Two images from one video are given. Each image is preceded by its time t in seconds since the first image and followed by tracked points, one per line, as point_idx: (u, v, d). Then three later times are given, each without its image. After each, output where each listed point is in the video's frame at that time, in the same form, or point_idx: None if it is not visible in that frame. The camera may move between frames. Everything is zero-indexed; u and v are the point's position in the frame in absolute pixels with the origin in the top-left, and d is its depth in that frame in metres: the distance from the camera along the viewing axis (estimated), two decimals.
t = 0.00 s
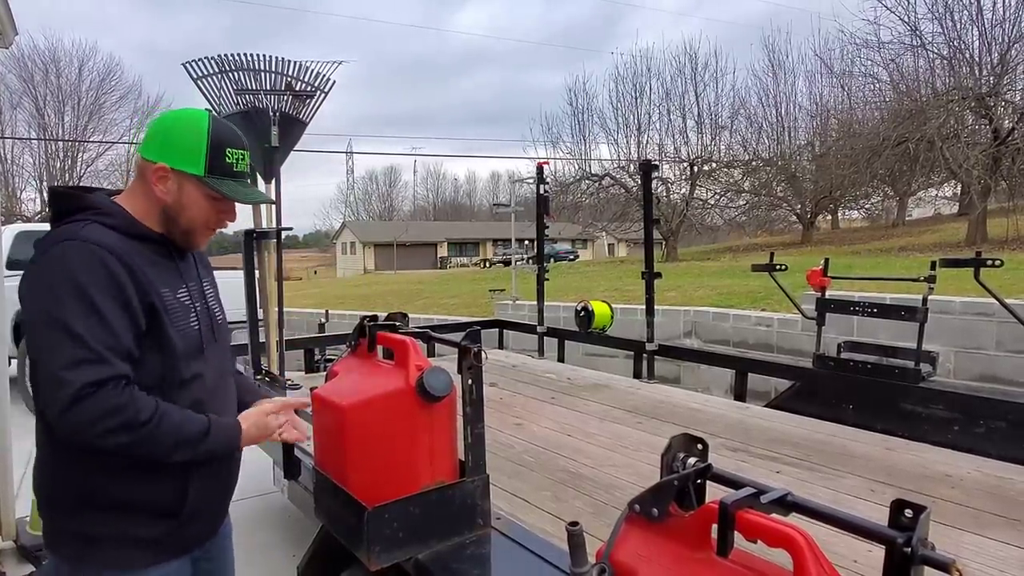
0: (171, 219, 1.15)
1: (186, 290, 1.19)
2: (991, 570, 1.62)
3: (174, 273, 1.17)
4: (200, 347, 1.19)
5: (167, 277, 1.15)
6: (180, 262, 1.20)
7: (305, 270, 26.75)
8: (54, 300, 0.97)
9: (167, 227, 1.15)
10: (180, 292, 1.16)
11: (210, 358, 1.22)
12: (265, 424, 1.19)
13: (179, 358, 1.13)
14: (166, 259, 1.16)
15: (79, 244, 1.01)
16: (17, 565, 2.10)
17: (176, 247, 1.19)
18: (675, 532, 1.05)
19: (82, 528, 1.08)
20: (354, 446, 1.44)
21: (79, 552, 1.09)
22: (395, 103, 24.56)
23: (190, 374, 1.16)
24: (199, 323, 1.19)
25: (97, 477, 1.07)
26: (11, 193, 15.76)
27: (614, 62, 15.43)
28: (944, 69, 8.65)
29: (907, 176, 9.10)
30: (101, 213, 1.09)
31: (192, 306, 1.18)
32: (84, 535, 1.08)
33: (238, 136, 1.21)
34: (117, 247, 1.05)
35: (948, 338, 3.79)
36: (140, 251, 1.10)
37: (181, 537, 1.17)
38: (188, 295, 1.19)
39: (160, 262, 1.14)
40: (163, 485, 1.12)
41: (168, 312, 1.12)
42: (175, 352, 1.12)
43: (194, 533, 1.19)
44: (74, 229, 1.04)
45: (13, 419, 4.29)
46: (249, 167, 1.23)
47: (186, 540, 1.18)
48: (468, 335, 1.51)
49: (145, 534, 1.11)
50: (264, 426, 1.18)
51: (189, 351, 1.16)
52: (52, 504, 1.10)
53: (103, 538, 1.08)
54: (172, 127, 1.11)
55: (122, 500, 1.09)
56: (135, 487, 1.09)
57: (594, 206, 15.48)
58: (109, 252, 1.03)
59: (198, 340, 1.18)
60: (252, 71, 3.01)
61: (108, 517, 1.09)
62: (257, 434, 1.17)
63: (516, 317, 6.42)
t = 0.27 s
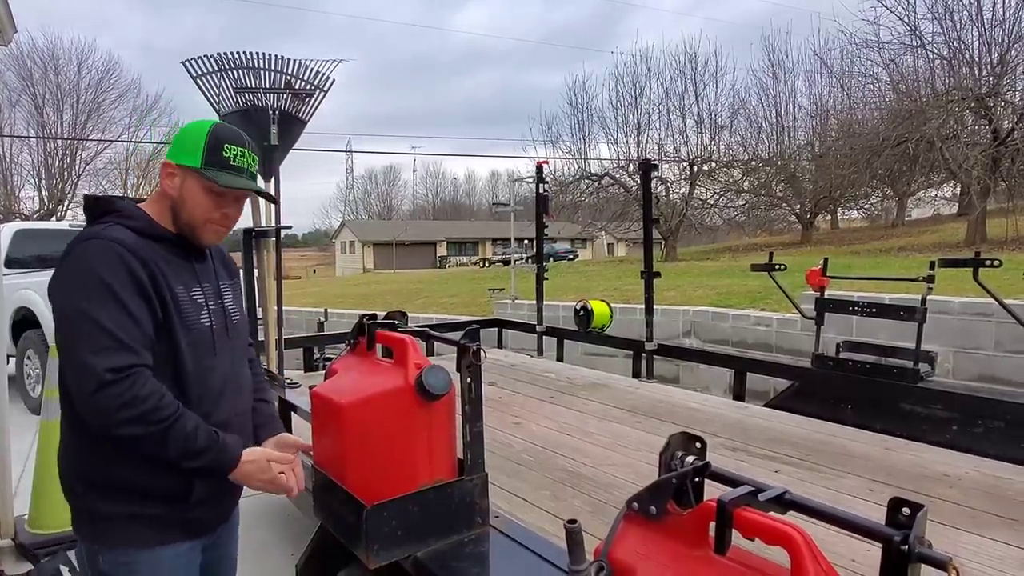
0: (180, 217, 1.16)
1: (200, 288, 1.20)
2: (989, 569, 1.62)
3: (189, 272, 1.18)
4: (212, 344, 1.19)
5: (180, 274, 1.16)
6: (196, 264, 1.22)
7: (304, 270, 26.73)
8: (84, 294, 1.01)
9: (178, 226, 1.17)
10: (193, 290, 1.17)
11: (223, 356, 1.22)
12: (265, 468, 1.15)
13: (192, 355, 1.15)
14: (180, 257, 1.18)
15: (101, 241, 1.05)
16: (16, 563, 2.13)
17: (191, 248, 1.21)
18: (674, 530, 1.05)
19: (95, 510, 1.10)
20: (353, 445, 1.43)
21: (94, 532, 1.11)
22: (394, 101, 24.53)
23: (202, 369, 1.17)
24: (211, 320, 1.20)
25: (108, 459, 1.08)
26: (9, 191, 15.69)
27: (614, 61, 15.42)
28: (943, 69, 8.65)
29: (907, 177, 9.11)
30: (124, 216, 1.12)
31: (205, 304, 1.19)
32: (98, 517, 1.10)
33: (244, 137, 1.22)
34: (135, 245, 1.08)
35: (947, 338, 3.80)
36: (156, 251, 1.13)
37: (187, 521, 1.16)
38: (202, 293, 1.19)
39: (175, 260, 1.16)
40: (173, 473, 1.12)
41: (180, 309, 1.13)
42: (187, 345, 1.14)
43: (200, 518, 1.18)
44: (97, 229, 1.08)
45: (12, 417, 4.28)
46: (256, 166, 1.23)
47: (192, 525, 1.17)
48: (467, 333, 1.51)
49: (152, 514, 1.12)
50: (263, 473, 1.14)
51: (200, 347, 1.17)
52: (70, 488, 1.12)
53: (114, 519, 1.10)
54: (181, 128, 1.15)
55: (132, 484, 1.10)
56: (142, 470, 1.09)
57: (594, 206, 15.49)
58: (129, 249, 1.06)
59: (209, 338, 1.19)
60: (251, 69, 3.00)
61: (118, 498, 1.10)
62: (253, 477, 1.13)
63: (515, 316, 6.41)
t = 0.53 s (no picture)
0: (187, 213, 1.17)
1: (209, 287, 1.19)
2: (987, 569, 1.63)
3: (199, 271, 1.19)
4: (216, 342, 1.19)
5: (189, 272, 1.17)
6: (208, 263, 1.22)
7: (303, 268, 26.73)
8: (90, 285, 1.03)
9: (187, 223, 1.18)
10: (201, 289, 1.17)
11: (230, 354, 1.22)
12: (262, 465, 1.14)
13: (195, 351, 1.15)
14: (189, 255, 1.18)
15: (111, 238, 1.07)
16: (15, 561, 2.15)
17: (203, 247, 1.22)
18: (671, 528, 1.05)
19: (95, 495, 1.12)
20: (352, 444, 1.44)
21: (92, 517, 1.12)
22: (394, 101, 24.53)
23: (206, 364, 1.17)
24: (218, 319, 1.20)
25: (107, 446, 1.10)
26: (7, 189, 15.64)
27: (614, 61, 15.43)
28: (943, 70, 8.67)
29: (906, 177, 9.15)
30: (140, 215, 1.14)
31: (212, 303, 1.19)
32: (98, 501, 1.11)
33: (252, 136, 1.21)
34: (145, 242, 1.10)
35: (945, 338, 3.80)
36: (168, 248, 1.14)
37: (181, 511, 1.16)
38: (210, 292, 1.19)
39: (185, 258, 1.17)
40: (168, 463, 1.12)
41: (185, 306, 1.14)
42: (191, 340, 1.14)
43: (194, 510, 1.18)
44: (111, 226, 1.11)
45: (10, 416, 4.28)
46: (262, 163, 1.22)
47: (187, 516, 1.17)
48: (466, 332, 1.51)
49: (147, 502, 1.12)
50: (256, 471, 1.13)
51: (204, 344, 1.17)
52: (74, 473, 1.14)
53: (111, 505, 1.11)
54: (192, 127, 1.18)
55: (127, 470, 1.11)
56: (138, 458, 1.10)
57: (593, 205, 15.52)
58: (137, 244, 1.08)
59: (215, 336, 1.19)
60: (251, 68, 2.99)
61: (115, 484, 1.11)
62: (248, 472, 1.13)
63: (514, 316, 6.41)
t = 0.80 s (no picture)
0: (191, 211, 1.17)
1: (210, 284, 1.19)
2: (983, 569, 1.64)
3: (202, 268, 1.19)
4: (217, 338, 1.19)
5: (192, 269, 1.17)
6: (212, 260, 1.23)
7: (301, 267, 26.72)
8: (92, 280, 1.03)
9: (191, 220, 1.18)
10: (203, 285, 1.17)
11: (231, 351, 1.22)
12: (258, 462, 1.14)
13: (195, 347, 1.15)
14: (193, 251, 1.19)
15: (116, 233, 1.07)
16: (12, 559, 2.12)
17: (207, 245, 1.22)
18: (668, 527, 1.05)
19: (93, 486, 1.12)
20: (350, 443, 1.43)
21: (91, 508, 1.13)
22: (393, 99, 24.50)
23: (207, 360, 1.17)
24: (219, 316, 1.20)
25: (105, 438, 1.10)
26: (4, 186, 15.60)
27: (612, 60, 15.44)
28: (941, 70, 8.67)
29: (905, 177, 9.17)
30: (146, 212, 1.15)
31: (214, 299, 1.19)
32: (97, 493, 1.12)
33: (253, 134, 1.21)
34: (149, 239, 1.10)
35: (942, 338, 3.81)
36: (171, 244, 1.15)
37: (177, 506, 1.16)
38: (212, 288, 1.19)
39: (188, 254, 1.17)
40: (166, 457, 1.12)
41: (186, 303, 1.14)
42: (192, 336, 1.14)
43: (191, 504, 1.17)
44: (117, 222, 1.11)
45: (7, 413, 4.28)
46: (264, 159, 1.21)
47: (184, 511, 1.17)
48: (465, 331, 1.51)
49: (144, 495, 1.12)
50: (251, 467, 1.13)
51: (204, 341, 1.17)
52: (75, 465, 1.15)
53: (109, 497, 1.11)
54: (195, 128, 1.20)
55: (126, 463, 1.11)
56: (136, 451, 1.10)
57: (591, 204, 15.51)
58: (140, 241, 1.09)
59: (216, 332, 1.19)
60: (249, 66, 2.99)
61: (112, 477, 1.11)
62: (244, 469, 1.12)
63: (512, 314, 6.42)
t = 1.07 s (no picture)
0: (190, 211, 1.18)
1: (209, 283, 1.19)
2: (976, 568, 1.65)
3: (200, 267, 1.19)
4: (214, 337, 1.19)
5: (190, 268, 1.17)
6: (211, 260, 1.23)
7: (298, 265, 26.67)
8: (91, 279, 1.04)
9: (191, 221, 1.18)
10: (201, 285, 1.18)
11: (229, 351, 1.22)
12: (253, 460, 1.14)
13: (193, 346, 1.15)
14: (190, 251, 1.19)
15: (115, 233, 1.07)
16: (7, 557, 2.11)
17: (206, 245, 1.22)
18: (663, 525, 1.06)
19: (90, 483, 1.12)
20: (347, 443, 1.44)
21: (88, 504, 1.13)
22: (390, 98, 24.48)
23: (204, 359, 1.17)
24: (218, 315, 1.20)
25: (102, 436, 1.10)
26: None
27: (610, 60, 15.46)
28: (938, 70, 8.65)
29: (901, 178, 9.21)
30: (145, 213, 1.15)
31: (212, 299, 1.19)
32: (94, 490, 1.12)
33: (253, 135, 1.21)
34: (148, 239, 1.10)
35: (937, 338, 3.83)
36: (170, 245, 1.15)
37: (174, 503, 1.16)
38: (210, 288, 1.19)
39: (187, 254, 1.17)
40: (163, 454, 1.12)
41: (184, 302, 1.14)
42: (189, 336, 1.14)
43: (188, 502, 1.18)
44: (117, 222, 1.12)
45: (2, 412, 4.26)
46: (263, 161, 1.21)
47: (180, 508, 1.17)
48: (462, 330, 1.52)
49: (141, 491, 1.12)
50: (247, 465, 1.13)
51: (202, 339, 1.17)
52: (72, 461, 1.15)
53: (107, 493, 1.11)
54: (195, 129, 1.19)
55: (123, 460, 1.11)
56: (133, 448, 1.10)
57: (589, 204, 15.49)
58: (140, 240, 1.09)
59: (215, 332, 1.19)
60: (247, 65, 2.98)
61: (109, 473, 1.11)
62: (241, 468, 1.13)
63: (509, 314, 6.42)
